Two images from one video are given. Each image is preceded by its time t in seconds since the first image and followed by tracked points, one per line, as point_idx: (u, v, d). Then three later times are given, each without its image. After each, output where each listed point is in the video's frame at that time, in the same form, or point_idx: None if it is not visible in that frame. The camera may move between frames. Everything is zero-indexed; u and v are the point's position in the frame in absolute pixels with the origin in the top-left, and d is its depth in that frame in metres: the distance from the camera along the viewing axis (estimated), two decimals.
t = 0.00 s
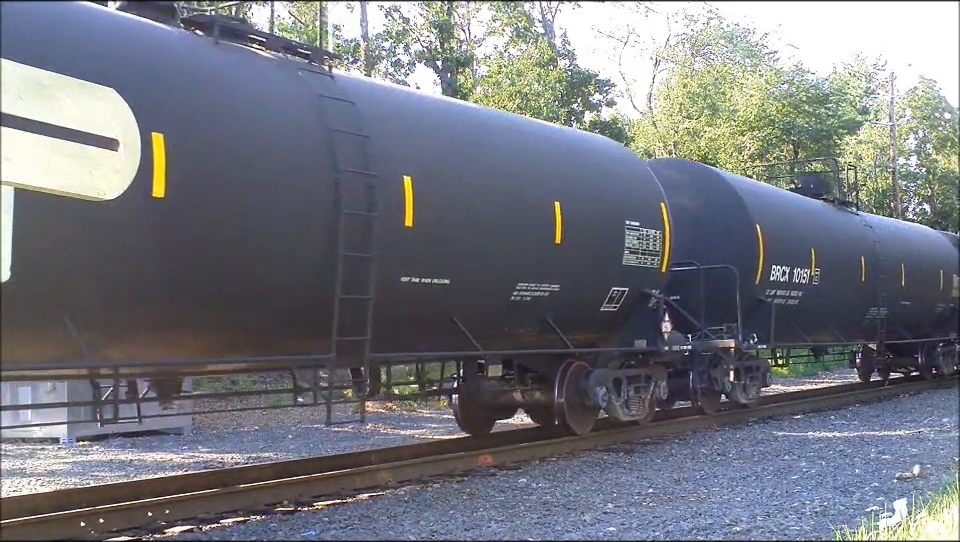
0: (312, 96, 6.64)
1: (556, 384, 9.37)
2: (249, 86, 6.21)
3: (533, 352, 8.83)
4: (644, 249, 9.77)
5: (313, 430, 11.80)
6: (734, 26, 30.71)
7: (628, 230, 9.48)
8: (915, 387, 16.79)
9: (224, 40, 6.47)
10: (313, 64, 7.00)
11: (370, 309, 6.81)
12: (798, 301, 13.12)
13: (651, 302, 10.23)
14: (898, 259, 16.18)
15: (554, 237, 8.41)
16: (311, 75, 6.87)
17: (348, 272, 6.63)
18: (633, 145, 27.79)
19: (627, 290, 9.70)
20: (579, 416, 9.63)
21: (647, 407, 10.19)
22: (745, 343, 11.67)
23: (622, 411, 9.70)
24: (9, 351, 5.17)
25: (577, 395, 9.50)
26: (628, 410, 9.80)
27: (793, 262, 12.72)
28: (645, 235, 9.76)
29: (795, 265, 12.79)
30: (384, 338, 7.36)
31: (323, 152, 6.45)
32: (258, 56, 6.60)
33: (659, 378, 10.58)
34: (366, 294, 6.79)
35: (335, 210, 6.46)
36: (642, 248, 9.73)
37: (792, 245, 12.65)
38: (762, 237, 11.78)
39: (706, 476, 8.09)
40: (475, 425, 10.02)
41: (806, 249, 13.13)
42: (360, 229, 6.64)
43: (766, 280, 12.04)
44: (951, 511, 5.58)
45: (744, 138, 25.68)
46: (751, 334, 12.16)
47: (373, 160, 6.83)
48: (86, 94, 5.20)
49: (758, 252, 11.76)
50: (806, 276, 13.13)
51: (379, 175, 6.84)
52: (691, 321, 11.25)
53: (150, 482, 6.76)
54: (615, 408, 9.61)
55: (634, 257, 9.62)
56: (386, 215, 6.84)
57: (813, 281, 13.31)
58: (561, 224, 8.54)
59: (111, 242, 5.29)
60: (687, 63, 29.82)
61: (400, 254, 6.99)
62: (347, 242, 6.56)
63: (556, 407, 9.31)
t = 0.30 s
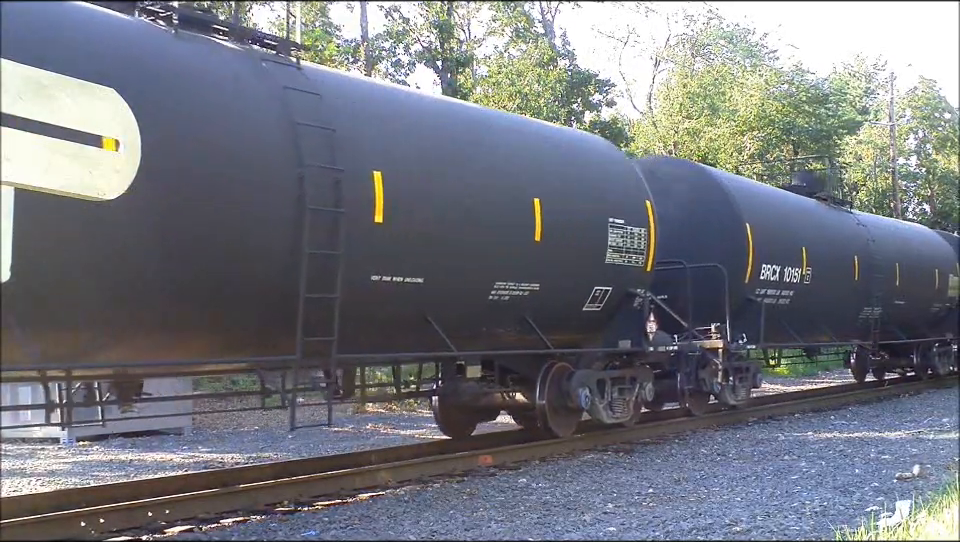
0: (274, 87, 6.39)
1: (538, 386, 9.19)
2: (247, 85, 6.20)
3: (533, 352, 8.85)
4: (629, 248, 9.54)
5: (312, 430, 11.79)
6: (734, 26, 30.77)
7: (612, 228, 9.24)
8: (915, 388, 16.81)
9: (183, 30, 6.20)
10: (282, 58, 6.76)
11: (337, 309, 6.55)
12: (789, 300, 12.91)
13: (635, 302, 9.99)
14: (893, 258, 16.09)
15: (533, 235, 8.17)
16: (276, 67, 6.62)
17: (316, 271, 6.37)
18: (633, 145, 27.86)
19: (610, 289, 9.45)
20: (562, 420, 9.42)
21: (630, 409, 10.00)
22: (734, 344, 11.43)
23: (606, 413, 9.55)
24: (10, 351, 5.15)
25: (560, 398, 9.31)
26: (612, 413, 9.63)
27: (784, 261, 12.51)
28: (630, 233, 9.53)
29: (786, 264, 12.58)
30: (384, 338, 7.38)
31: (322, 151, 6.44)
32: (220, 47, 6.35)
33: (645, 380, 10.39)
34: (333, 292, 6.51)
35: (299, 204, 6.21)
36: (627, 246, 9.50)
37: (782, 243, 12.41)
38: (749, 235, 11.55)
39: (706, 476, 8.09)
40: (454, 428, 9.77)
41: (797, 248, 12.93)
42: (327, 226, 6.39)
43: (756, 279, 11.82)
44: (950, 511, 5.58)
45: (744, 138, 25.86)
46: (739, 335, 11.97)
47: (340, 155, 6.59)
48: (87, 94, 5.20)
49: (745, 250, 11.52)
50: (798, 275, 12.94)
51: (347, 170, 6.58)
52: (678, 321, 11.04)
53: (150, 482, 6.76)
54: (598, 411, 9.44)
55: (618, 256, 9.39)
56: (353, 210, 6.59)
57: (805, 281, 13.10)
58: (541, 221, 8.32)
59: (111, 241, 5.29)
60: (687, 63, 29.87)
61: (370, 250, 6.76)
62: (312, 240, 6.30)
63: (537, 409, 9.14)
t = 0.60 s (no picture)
0: (236, 78, 6.16)
1: (517, 387, 8.90)
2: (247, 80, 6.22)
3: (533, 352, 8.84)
4: (612, 246, 9.28)
5: (312, 430, 11.79)
6: (734, 26, 30.83)
7: (594, 226, 9.00)
8: (915, 388, 16.83)
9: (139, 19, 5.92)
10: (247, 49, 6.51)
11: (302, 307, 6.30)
12: (780, 300, 12.68)
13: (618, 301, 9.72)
14: (888, 258, 15.97)
15: (512, 232, 7.96)
16: (236, 57, 6.34)
17: (282, 268, 6.14)
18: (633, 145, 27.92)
19: (593, 288, 9.21)
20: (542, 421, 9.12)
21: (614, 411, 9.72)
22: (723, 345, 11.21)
23: (588, 415, 9.27)
24: (10, 352, 5.15)
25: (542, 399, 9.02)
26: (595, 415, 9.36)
27: (775, 260, 12.28)
28: (613, 231, 9.28)
29: (778, 263, 12.36)
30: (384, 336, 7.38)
31: (320, 147, 6.44)
32: (179, 36, 6.09)
33: (630, 381, 10.08)
34: (297, 292, 6.25)
35: (260, 200, 5.98)
36: (611, 244, 9.25)
37: (773, 241, 12.19)
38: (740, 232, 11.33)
39: (705, 476, 8.09)
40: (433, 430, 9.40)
41: (789, 247, 12.73)
42: (291, 223, 6.15)
43: (745, 278, 11.59)
44: (951, 511, 5.58)
45: (744, 138, 25.93)
46: (728, 335, 11.75)
47: (305, 147, 6.34)
48: (86, 94, 5.20)
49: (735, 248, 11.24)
50: (790, 275, 12.73)
51: (314, 163, 6.34)
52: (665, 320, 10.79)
53: (150, 482, 6.76)
54: (580, 412, 9.17)
55: (602, 254, 9.14)
56: (318, 205, 6.33)
57: (797, 280, 12.90)
58: (520, 218, 8.08)
59: (111, 241, 5.30)
60: (687, 63, 29.91)
61: (338, 248, 6.51)
62: (275, 237, 6.06)
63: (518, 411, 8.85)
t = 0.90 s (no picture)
0: (194, 68, 5.90)
1: (496, 389, 8.66)
2: (246, 80, 6.20)
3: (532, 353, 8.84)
4: (596, 245, 8.99)
5: (313, 430, 11.79)
6: (734, 26, 30.84)
7: (576, 222, 8.73)
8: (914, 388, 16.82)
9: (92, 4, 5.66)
10: (210, 39, 6.25)
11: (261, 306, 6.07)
12: (771, 299, 12.51)
13: (603, 302, 9.43)
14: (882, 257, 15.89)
15: (489, 230, 7.71)
16: (194, 46, 6.07)
17: (240, 266, 5.91)
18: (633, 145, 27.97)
19: (575, 287, 8.92)
20: (522, 425, 8.89)
21: (598, 414, 9.48)
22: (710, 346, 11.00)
23: (571, 418, 9.03)
24: (10, 351, 5.16)
25: (523, 401, 8.78)
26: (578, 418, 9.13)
27: (766, 259, 12.11)
28: (596, 228, 8.99)
29: (768, 262, 12.18)
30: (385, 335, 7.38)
31: (307, 145, 6.35)
32: (136, 24, 5.84)
33: (613, 383, 9.84)
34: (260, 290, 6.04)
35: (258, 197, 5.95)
36: (594, 242, 8.96)
37: (762, 240, 12.01)
38: (728, 230, 11.12)
39: (705, 476, 8.09)
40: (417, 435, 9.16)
41: (779, 246, 12.55)
42: (252, 220, 5.94)
43: (733, 277, 11.39)
44: (951, 511, 5.58)
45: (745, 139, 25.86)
46: (715, 336, 11.57)
47: (267, 140, 6.10)
48: (87, 94, 5.20)
49: (722, 243, 11.05)
50: (780, 274, 12.56)
51: (274, 157, 6.09)
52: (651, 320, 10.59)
53: (150, 482, 6.76)
54: (562, 416, 8.94)
55: (584, 252, 8.85)
56: (280, 202, 6.08)
57: (787, 279, 12.74)
58: (496, 214, 7.82)
59: (111, 241, 5.30)
60: (687, 63, 29.91)
61: (304, 247, 6.28)
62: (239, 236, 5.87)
63: (497, 413, 8.62)
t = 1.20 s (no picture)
0: (147, 59, 5.65)
1: (474, 390, 8.51)
2: (242, 79, 6.17)
3: (531, 354, 8.84)
4: (576, 242, 8.74)
5: (312, 430, 11.79)
6: (734, 26, 30.87)
7: (555, 220, 8.47)
8: (913, 388, 16.82)
9: None
10: (168, 29, 5.99)
11: (218, 306, 5.83)
12: (760, 298, 12.35)
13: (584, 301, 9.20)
14: (875, 256, 15.87)
15: (464, 227, 7.48)
16: (148, 35, 5.81)
17: (237, 265, 5.92)
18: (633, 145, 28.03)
19: (555, 287, 8.69)
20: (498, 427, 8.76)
21: (579, 416, 9.32)
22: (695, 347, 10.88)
23: (550, 420, 8.91)
24: (10, 351, 5.19)
25: (500, 404, 8.65)
26: (558, 421, 9.00)
27: (755, 257, 11.95)
28: (578, 225, 8.74)
29: (758, 261, 12.03)
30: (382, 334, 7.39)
31: (284, 142, 6.19)
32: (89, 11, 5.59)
33: (596, 384, 9.68)
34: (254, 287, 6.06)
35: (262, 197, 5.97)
36: (574, 240, 8.70)
37: (751, 239, 11.83)
38: (714, 227, 10.93)
39: (705, 476, 8.09)
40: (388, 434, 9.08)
41: (770, 245, 12.39)
42: (249, 218, 5.91)
43: (720, 277, 11.23)
44: (951, 511, 5.58)
45: (745, 139, 25.83)
46: (703, 335, 11.40)
47: (226, 134, 5.86)
48: (87, 94, 5.20)
49: (711, 237, 10.88)
50: (771, 272, 12.40)
51: (261, 153, 6.01)
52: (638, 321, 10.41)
53: (150, 483, 6.75)
54: (541, 418, 8.83)
55: (564, 250, 8.59)
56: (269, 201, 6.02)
57: (777, 277, 12.58)
58: (471, 211, 7.58)
59: (111, 242, 5.31)
60: (687, 63, 29.92)
61: (264, 243, 6.02)
62: (238, 236, 5.86)
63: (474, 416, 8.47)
